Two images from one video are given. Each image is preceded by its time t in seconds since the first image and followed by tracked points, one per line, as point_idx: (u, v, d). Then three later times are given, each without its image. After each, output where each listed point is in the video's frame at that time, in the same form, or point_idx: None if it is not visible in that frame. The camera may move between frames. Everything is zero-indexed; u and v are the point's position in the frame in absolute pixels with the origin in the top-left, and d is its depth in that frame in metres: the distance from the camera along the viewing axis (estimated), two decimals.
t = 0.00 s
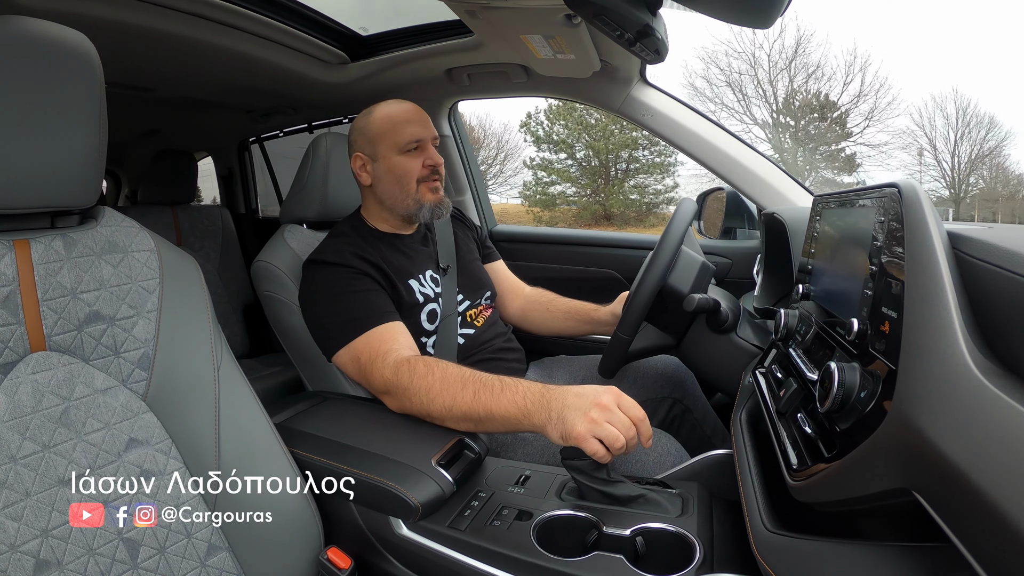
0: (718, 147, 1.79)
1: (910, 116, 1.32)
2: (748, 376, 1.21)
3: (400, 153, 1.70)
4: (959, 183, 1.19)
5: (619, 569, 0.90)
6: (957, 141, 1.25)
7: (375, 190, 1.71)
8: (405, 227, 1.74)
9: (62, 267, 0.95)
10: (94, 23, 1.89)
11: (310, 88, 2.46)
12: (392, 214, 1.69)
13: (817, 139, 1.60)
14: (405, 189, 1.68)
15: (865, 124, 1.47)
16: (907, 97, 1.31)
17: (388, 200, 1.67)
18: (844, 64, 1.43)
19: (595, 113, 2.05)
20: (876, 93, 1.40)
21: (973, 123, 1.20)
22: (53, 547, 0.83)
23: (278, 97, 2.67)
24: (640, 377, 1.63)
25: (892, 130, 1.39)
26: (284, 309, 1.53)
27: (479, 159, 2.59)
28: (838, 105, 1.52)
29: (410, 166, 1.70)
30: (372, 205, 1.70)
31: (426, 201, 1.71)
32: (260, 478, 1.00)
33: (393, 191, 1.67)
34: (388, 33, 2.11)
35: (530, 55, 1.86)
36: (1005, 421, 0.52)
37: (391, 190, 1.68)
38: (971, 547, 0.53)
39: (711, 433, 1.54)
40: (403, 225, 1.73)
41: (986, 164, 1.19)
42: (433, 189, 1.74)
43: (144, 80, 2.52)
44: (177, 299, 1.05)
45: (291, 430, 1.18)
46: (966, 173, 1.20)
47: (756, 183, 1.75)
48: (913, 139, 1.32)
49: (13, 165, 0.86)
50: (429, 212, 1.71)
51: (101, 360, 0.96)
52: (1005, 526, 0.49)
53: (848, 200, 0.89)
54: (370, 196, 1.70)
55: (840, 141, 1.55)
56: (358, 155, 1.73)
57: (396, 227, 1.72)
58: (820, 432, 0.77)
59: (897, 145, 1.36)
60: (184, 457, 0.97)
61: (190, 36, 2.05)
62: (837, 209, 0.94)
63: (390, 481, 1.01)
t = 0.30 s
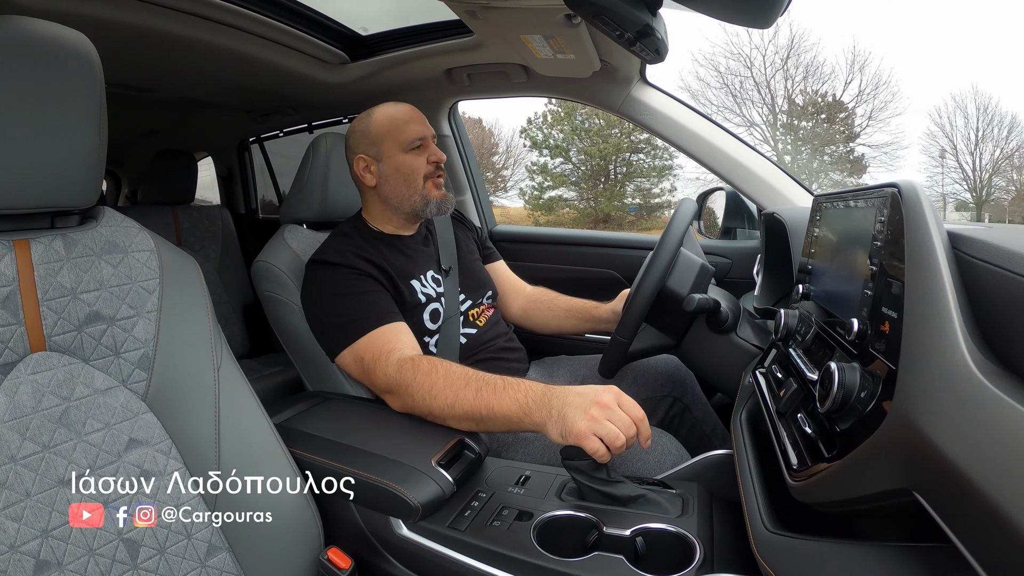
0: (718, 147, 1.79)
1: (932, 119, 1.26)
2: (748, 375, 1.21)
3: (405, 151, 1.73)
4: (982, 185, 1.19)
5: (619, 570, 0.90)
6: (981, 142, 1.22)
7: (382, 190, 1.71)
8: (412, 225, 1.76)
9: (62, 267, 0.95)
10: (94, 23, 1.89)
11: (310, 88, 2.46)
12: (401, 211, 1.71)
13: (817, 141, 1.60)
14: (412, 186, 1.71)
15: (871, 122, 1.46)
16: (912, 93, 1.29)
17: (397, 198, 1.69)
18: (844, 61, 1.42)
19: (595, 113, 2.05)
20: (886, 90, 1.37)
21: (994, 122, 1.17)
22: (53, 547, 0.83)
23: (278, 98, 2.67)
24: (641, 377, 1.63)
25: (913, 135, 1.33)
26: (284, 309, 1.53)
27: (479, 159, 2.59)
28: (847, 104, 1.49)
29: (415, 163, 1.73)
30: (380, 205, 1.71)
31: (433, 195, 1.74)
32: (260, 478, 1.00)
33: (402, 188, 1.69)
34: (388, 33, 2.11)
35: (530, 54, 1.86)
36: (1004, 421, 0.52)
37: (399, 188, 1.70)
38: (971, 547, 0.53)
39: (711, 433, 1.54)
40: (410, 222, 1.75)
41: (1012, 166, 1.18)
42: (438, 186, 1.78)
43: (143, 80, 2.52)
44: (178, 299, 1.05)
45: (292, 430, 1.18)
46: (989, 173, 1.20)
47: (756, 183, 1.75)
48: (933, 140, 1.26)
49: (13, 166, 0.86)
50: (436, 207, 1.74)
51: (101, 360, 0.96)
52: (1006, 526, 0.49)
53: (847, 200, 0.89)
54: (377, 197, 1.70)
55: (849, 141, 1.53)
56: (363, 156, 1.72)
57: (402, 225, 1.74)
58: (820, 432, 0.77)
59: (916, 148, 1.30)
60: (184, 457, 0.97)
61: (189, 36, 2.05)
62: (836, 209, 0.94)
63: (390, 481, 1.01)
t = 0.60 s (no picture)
0: (718, 147, 1.78)
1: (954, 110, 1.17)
2: (748, 375, 1.21)
3: (397, 146, 1.72)
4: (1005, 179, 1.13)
5: (619, 569, 0.90)
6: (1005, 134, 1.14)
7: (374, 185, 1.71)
8: (405, 223, 1.75)
9: (62, 267, 0.95)
10: (94, 23, 1.89)
11: (309, 89, 2.46)
12: (393, 209, 1.70)
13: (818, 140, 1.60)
14: (404, 182, 1.70)
15: (877, 109, 1.44)
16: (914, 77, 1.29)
17: (388, 195, 1.68)
18: (842, 52, 1.44)
19: (595, 113, 2.05)
20: (884, 79, 1.38)
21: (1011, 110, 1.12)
22: (53, 547, 0.83)
23: (278, 98, 2.67)
24: (640, 378, 1.63)
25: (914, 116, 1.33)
26: (284, 309, 1.53)
27: (479, 159, 2.59)
28: (853, 95, 1.49)
29: (407, 159, 1.72)
30: (372, 203, 1.70)
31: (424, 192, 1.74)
32: (260, 478, 1.00)
33: (392, 184, 1.69)
34: (387, 33, 2.11)
35: (530, 54, 1.86)
36: (1004, 421, 0.52)
37: (391, 185, 1.69)
38: (971, 547, 0.53)
39: (712, 434, 1.54)
40: (402, 220, 1.74)
41: None
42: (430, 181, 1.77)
43: (143, 80, 2.52)
44: (178, 299, 1.05)
45: (291, 430, 1.18)
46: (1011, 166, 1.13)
47: (756, 183, 1.74)
48: (953, 132, 1.18)
49: (14, 166, 0.86)
50: (428, 204, 1.73)
51: (101, 360, 0.96)
52: (1005, 526, 0.49)
53: (846, 200, 0.89)
54: (369, 194, 1.69)
55: (856, 133, 1.51)
56: (353, 153, 1.71)
57: (394, 222, 1.74)
58: (820, 432, 0.77)
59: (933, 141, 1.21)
60: (184, 457, 0.97)
61: (189, 36, 2.05)
62: (836, 209, 0.94)
63: (390, 481, 1.01)
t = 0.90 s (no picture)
0: (718, 146, 1.79)
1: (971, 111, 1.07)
2: (748, 376, 1.21)
3: (382, 155, 1.71)
4: None
5: (619, 570, 0.90)
6: None
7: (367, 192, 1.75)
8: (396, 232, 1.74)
9: (62, 267, 0.95)
10: (94, 23, 1.89)
11: (309, 89, 2.46)
12: (376, 217, 1.70)
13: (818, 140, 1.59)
14: (384, 192, 1.68)
15: (882, 109, 1.35)
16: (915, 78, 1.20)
17: (370, 203, 1.69)
18: (841, 51, 1.38)
19: (595, 114, 2.05)
20: (884, 78, 1.31)
21: None
22: (53, 547, 0.83)
23: (278, 98, 2.67)
24: (641, 377, 1.63)
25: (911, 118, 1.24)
26: (284, 309, 1.53)
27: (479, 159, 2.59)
28: (859, 95, 1.42)
29: (391, 169, 1.70)
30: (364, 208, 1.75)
31: (404, 203, 1.68)
32: (260, 478, 1.00)
33: (371, 194, 1.69)
34: (388, 33, 2.11)
35: (530, 54, 1.86)
36: (1004, 422, 0.52)
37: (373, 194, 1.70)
38: (970, 547, 0.53)
39: (711, 433, 1.53)
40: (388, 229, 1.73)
41: None
42: (417, 193, 1.72)
43: (143, 80, 2.52)
44: (178, 299, 1.05)
45: (291, 430, 1.18)
46: None
47: (756, 182, 1.76)
48: (972, 134, 1.08)
49: (14, 166, 0.86)
50: (406, 215, 1.68)
51: (101, 360, 0.96)
52: (1005, 527, 0.49)
53: (846, 200, 0.89)
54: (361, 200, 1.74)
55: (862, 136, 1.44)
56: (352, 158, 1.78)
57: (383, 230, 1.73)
58: (820, 432, 0.77)
59: (949, 144, 1.10)
60: (184, 457, 0.97)
61: (189, 36, 2.05)
62: (836, 209, 0.94)
63: (390, 481, 1.01)
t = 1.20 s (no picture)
0: (717, 145, 1.80)
1: (986, 97, 0.93)
2: (747, 376, 1.21)
3: (366, 157, 1.71)
4: None
5: (619, 570, 0.90)
6: None
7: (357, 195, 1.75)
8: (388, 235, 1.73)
9: (62, 267, 0.95)
10: (94, 23, 1.89)
11: (309, 88, 2.46)
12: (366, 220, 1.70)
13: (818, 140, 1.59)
14: (368, 195, 1.67)
15: (880, 97, 1.28)
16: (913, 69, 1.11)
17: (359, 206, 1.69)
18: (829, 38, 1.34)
19: (594, 114, 2.05)
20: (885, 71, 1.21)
21: None
22: (53, 547, 0.83)
23: (278, 98, 2.67)
24: (639, 377, 1.63)
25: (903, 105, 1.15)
26: (284, 309, 1.53)
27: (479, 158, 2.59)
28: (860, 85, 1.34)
29: (373, 170, 1.69)
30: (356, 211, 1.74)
31: (388, 205, 1.66)
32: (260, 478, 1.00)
33: (359, 198, 1.69)
34: (388, 33, 2.11)
35: (530, 54, 1.86)
36: (1004, 421, 0.52)
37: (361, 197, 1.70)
38: (970, 547, 0.53)
39: (711, 434, 1.53)
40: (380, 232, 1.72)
41: None
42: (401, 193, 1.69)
43: (142, 80, 2.52)
44: (177, 299, 1.05)
45: (291, 430, 1.18)
46: None
47: (755, 181, 1.76)
48: (989, 123, 0.94)
49: (15, 166, 0.86)
50: (390, 217, 1.66)
51: (101, 360, 0.96)
52: (1005, 527, 0.49)
53: (846, 200, 0.89)
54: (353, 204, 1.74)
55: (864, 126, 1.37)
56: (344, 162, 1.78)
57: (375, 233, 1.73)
58: (820, 432, 0.77)
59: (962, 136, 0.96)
60: (184, 457, 0.97)
61: (189, 36, 2.05)
62: (836, 209, 0.94)
63: (390, 481, 1.01)
